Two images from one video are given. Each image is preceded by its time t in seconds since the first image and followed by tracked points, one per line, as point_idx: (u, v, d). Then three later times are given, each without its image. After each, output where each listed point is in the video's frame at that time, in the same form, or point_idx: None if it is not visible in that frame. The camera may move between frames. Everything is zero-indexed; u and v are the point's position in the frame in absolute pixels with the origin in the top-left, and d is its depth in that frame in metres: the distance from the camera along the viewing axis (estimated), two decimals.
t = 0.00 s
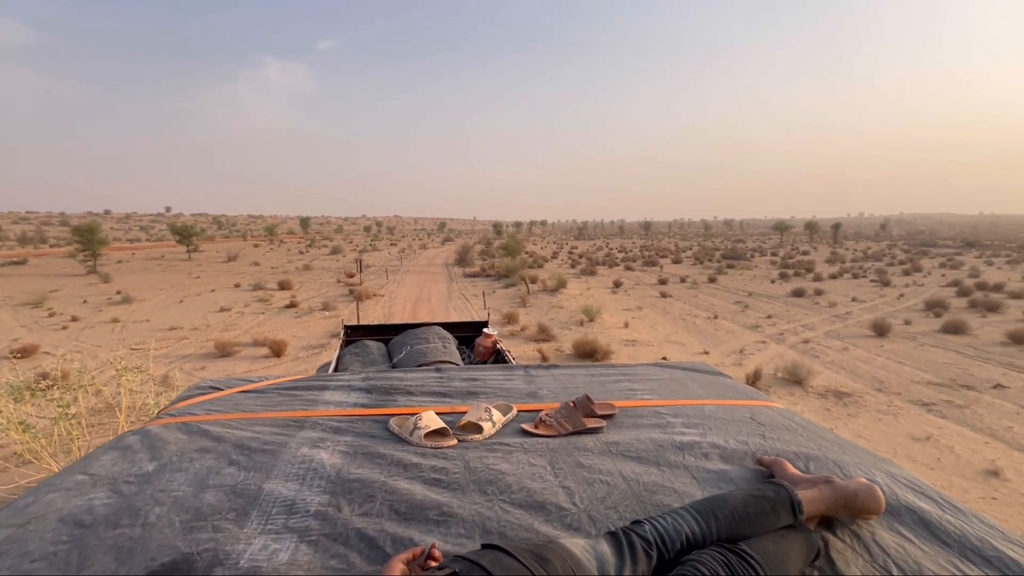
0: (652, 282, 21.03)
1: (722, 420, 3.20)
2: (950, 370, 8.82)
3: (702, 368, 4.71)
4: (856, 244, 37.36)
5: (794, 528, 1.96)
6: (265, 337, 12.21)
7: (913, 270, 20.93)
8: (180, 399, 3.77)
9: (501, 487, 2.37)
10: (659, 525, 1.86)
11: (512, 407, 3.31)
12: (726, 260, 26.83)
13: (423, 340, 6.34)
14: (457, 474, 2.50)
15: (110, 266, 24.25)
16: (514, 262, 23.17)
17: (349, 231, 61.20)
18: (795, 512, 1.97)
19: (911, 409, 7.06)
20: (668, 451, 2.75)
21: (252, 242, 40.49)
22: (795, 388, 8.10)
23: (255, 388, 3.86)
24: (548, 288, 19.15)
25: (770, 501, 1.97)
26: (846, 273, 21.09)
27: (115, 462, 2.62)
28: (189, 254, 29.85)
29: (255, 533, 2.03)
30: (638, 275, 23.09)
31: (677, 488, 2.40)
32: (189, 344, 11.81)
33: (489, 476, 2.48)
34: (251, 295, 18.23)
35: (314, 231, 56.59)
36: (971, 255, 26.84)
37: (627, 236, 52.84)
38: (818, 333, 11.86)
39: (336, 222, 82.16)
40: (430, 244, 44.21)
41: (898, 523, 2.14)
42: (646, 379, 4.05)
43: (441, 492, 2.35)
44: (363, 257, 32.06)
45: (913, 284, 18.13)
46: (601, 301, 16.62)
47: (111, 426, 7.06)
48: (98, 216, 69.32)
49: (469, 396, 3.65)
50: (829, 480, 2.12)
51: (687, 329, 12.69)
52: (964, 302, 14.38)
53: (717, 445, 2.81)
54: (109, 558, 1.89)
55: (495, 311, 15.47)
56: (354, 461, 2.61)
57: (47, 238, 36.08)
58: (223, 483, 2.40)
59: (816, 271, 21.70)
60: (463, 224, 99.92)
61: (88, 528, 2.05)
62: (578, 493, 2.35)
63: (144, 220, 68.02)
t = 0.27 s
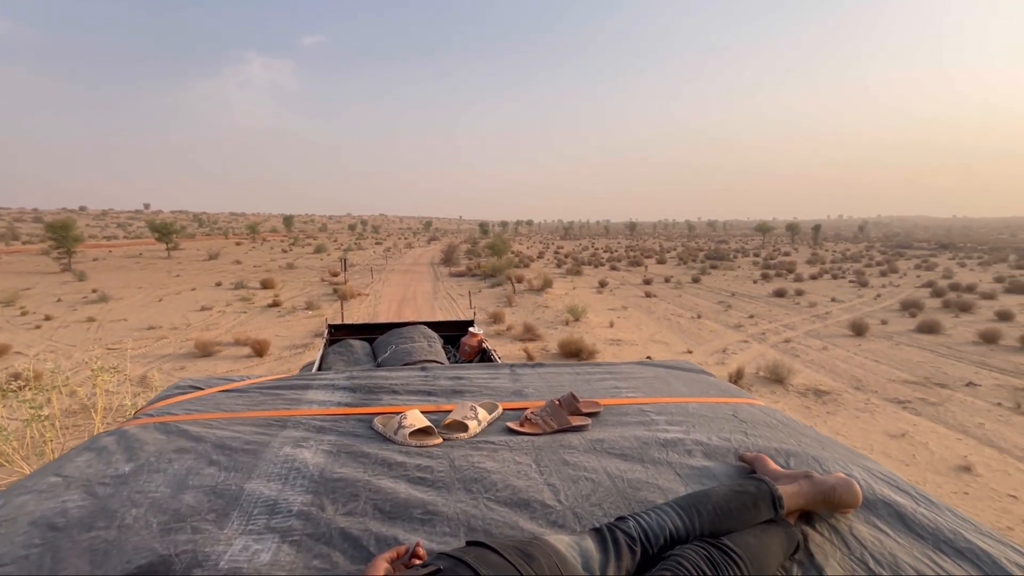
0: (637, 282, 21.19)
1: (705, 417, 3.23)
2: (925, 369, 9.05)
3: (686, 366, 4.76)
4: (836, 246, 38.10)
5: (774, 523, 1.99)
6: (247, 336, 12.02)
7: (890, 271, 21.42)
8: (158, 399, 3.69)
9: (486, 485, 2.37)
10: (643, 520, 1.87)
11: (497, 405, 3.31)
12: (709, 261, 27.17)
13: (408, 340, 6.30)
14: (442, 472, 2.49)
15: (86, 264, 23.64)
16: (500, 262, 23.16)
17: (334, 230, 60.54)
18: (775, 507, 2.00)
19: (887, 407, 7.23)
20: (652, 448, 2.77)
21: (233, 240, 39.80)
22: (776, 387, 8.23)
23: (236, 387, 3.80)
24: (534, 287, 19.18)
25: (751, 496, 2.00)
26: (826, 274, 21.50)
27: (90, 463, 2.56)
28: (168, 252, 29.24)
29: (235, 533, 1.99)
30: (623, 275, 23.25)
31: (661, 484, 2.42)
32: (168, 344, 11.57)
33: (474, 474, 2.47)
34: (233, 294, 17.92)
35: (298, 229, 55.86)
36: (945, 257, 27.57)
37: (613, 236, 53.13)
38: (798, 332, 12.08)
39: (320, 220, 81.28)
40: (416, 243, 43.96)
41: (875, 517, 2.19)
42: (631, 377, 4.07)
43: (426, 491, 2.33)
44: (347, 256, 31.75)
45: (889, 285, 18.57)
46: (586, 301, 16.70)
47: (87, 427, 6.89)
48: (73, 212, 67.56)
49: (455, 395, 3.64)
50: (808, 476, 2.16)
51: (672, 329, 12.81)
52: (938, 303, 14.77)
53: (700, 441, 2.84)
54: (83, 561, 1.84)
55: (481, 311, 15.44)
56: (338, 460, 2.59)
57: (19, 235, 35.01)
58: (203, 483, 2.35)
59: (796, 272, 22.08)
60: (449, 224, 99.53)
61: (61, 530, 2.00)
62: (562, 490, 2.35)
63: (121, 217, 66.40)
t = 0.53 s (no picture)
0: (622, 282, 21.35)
1: (689, 417, 3.27)
2: (901, 368, 9.27)
3: (669, 366, 4.81)
4: (815, 247, 38.88)
5: (755, 521, 2.01)
6: (228, 337, 11.82)
7: (867, 272, 21.90)
8: (135, 402, 3.60)
9: (471, 487, 2.36)
10: (627, 521, 1.89)
11: (482, 406, 3.30)
12: (693, 262, 27.50)
13: (392, 340, 6.25)
14: (426, 475, 2.47)
15: (60, 263, 23.01)
16: (486, 262, 23.14)
17: (317, 229, 59.86)
18: (757, 505, 2.03)
19: (864, 405, 7.38)
20: (636, 448, 2.79)
21: (214, 240, 39.09)
22: (758, 386, 8.35)
23: (216, 389, 3.73)
24: (519, 288, 19.20)
25: (733, 495, 2.02)
26: (806, 275, 21.92)
27: (63, 469, 2.49)
28: (146, 251, 28.59)
29: (215, 539, 1.95)
30: (608, 276, 23.40)
31: (645, 484, 2.44)
32: (146, 345, 11.31)
33: (458, 476, 2.46)
34: (213, 294, 17.61)
35: (281, 229, 55.12)
36: (919, 258, 28.29)
37: (598, 237, 53.46)
38: (779, 332, 12.28)
39: (303, 220, 80.28)
40: (401, 243, 43.70)
41: (853, 514, 2.23)
42: (615, 377, 4.10)
43: (411, 493, 2.32)
44: (331, 256, 31.42)
45: (867, 285, 18.99)
46: (572, 301, 16.78)
47: (59, 431, 6.69)
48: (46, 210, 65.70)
49: (440, 396, 3.62)
50: (788, 474, 2.19)
51: (656, 329, 12.92)
52: (913, 303, 15.15)
53: (683, 441, 2.87)
54: (55, 570, 1.79)
55: (466, 311, 15.40)
56: (320, 464, 2.55)
57: None
58: (181, 488, 2.30)
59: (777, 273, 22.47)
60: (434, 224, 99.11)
61: (32, 539, 1.94)
62: (547, 491, 2.36)
63: (97, 215, 64.81)
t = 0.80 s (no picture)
0: (606, 283, 21.50)
1: (672, 416, 3.30)
2: (877, 365, 9.50)
3: (653, 366, 4.85)
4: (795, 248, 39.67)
5: (738, 519, 2.04)
6: (208, 340, 11.60)
7: (845, 272, 22.40)
8: (110, 407, 3.51)
9: (457, 490, 2.36)
10: (612, 521, 1.90)
11: (468, 408, 3.29)
12: (676, 262, 27.82)
13: (377, 342, 6.20)
14: (412, 477, 2.46)
15: (31, 265, 22.34)
16: (471, 263, 23.09)
17: (300, 230, 59.13)
18: (739, 503, 2.06)
19: (843, 402, 7.54)
20: (621, 448, 2.81)
21: (193, 241, 38.33)
22: (740, 384, 8.48)
23: (195, 393, 3.66)
24: (505, 289, 19.20)
25: (717, 493, 2.04)
26: (786, 275, 22.33)
27: (35, 478, 2.42)
28: (122, 252, 27.92)
29: (195, 547, 1.92)
30: (593, 276, 23.52)
31: (630, 484, 2.45)
32: (122, 349, 11.05)
33: (444, 478, 2.45)
34: (193, 296, 17.27)
35: (262, 230, 54.29)
36: (895, 258, 29.02)
37: (583, 238, 53.77)
38: (760, 331, 12.48)
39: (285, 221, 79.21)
40: (385, 244, 43.41)
41: (833, 510, 2.28)
42: (600, 378, 4.13)
43: (395, 497, 2.30)
44: (314, 257, 31.05)
45: (845, 285, 19.42)
46: (557, 302, 16.84)
47: (32, 438, 6.49)
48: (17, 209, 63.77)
49: (425, 398, 3.60)
50: (770, 472, 2.23)
51: (640, 329, 13.03)
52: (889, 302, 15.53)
53: (667, 440, 2.90)
54: None
55: (451, 312, 15.35)
56: (303, 468, 2.52)
57: None
58: (160, 496, 2.25)
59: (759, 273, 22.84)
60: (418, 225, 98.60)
61: (3, 551, 1.88)
62: (533, 492, 2.36)
63: (71, 215, 63.07)
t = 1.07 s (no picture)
0: (591, 283, 21.63)
1: (655, 416, 3.33)
2: (854, 363, 9.71)
3: (636, 366, 4.89)
4: (774, 248, 40.43)
5: (720, 516, 2.07)
6: (187, 344, 11.35)
7: (822, 271, 22.86)
8: (83, 414, 3.41)
9: (441, 493, 2.35)
10: (596, 521, 1.91)
11: (452, 410, 3.28)
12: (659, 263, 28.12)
13: (360, 345, 6.14)
14: (395, 481, 2.44)
15: None
16: (456, 264, 23.02)
17: (281, 231, 58.29)
18: (721, 501, 2.08)
19: (821, 399, 7.70)
20: (605, 448, 2.82)
21: (170, 242, 37.49)
22: (722, 383, 8.59)
23: (172, 399, 3.57)
24: (489, 290, 19.18)
25: (698, 492, 2.07)
26: (766, 275, 22.73)
27: (3, 489, 2.33)
28: (96, 254, 27.18)
29: (172, 556, 1.87)
30: (577, 277, 23.64)
31: (614, 484, 2.47)
32: (96, 354, 10.75)
33: (428, 482, 2.44)
34: (170, 299, 16.89)
35: (242, 231, 53.35)
36: (870, 258, 29.71)
37: (567, 239, 54.03)
38: (742, 331, 12.67)
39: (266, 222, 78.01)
40: (369, 245, 43.04)
41: (811, 506, 2.32)
42: (584, 378, 4.15)
43: (379, 501, 2.28)
44: (296, 259, 30.63)
45: (822, 285, 19.84)
46: (541, 302, 16.89)
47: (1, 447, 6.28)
48: None
49: (409, 401, 3.58)
50: (751, 469, 2.26)
51: (624, 329, 13.13)
52: (865, 301, 15.90)
53: (651, 440, 2.92)
54: None
55: (436, 314, 15.28)
56: (285, 474, 2.48)
57: None
58: (136, 505, 2.19)
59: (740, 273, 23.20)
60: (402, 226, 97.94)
61: None
62: (518, 494, 2.36)
63: (41, 216, 61.18)
